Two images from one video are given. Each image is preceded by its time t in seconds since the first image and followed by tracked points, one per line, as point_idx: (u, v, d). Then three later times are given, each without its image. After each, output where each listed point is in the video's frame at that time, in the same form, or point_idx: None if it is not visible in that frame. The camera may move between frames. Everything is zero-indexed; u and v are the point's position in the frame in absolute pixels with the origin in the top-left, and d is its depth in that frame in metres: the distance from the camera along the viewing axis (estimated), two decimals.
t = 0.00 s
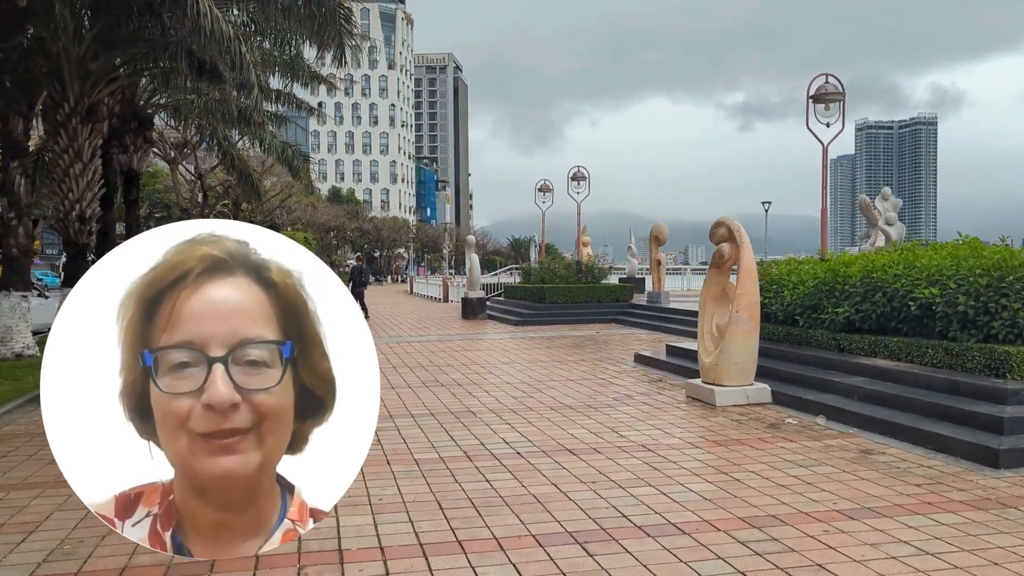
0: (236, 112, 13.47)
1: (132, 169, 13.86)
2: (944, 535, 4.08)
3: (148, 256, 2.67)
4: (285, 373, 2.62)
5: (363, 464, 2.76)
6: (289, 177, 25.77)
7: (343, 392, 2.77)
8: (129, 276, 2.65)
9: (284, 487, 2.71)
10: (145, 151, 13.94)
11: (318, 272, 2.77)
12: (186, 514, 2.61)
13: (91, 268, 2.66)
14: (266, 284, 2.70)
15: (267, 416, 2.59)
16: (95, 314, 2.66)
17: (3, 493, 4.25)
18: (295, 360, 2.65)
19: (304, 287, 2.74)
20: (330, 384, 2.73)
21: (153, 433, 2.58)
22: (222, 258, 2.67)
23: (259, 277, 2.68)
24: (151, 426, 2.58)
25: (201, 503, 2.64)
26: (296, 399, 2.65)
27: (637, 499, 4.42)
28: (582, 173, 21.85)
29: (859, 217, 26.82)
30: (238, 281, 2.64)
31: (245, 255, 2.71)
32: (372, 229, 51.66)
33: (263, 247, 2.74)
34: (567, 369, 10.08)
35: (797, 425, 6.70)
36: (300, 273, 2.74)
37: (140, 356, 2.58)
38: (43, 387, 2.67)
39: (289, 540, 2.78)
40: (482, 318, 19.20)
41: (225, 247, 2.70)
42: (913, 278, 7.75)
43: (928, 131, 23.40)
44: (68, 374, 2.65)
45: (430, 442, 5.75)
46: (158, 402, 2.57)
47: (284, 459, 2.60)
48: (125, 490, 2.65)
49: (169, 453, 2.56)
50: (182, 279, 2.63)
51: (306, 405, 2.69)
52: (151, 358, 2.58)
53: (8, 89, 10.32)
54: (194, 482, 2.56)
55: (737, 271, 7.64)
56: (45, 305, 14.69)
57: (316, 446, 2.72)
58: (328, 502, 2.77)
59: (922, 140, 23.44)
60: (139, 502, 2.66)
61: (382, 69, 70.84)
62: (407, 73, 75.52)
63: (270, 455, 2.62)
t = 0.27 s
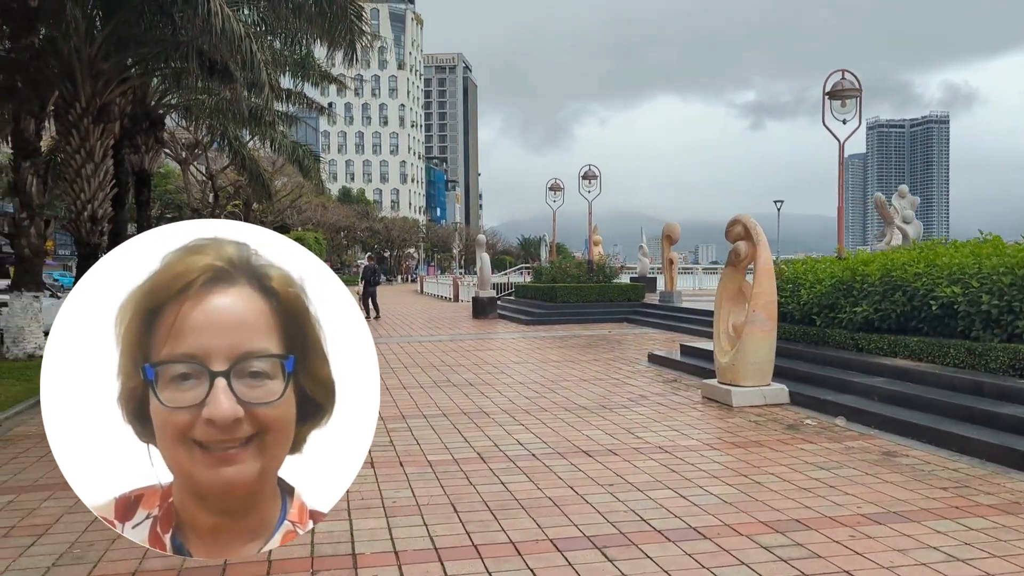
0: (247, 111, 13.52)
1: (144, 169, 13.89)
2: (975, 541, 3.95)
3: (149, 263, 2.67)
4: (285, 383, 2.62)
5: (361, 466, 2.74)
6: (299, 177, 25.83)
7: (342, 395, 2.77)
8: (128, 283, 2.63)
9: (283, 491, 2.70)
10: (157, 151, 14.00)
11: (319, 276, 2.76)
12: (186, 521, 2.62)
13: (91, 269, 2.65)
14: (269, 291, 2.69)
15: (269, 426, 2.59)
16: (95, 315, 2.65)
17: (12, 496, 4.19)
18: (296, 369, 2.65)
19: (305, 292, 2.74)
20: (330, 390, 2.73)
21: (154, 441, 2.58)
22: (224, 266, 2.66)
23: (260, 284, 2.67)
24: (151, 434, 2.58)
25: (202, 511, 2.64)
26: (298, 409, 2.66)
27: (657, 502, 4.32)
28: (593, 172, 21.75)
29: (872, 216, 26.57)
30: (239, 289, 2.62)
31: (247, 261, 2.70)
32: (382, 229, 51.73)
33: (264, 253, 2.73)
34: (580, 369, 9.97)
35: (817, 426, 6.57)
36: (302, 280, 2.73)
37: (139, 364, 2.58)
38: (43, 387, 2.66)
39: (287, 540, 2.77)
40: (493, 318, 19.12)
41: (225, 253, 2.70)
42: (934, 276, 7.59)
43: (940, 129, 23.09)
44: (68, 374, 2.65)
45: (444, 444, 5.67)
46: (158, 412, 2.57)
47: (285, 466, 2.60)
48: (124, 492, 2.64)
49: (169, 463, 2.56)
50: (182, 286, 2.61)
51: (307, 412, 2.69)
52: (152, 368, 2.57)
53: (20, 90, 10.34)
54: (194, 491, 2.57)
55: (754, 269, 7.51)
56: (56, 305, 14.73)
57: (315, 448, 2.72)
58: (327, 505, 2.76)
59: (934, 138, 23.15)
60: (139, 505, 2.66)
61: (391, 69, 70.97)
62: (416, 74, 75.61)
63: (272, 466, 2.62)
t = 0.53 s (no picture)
0: (258, 111, 13.54)
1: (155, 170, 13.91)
2: (1007, 548, 3.82)
3: (146, 258, 2.77)
4: (284, 378, 2.73)
5: (363, 463, 2.86)
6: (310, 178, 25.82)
7: (340, 390, 2.88)
8: (127, 278, 2.73)
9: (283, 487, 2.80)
10: (168, 152, 14.02)
11: (318, 272, 2.89)
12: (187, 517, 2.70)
13: (89, 270, 2.73)
14: (266, 286, 2.81)
15: (268, 421, 2.69)
16: (93, 315, 2.74)
17: (23, 499, 4.14)
18: (295, 362, 2.76)
19: (304, 287, 2.87)
20: (329, 386, 2.85)
21: (153, 437, 2.67)
22: (222, 260, 2.78)
23: (260, 278, 2.80)
24: (151, 430, 2.67)
25: (200, 506, 2.71)
26: (294, 404, 2.75)
27: (677, 508, 4.22)
28: (605, 171, 21.62)
29: (888, 214, 26.26)
30: (237, 283, 2.75)
31: (245, 256, 2.82)
32: (393, 229, 51.71)
33: (264, 250, 2.85)
34: (593, 370, 9.87)
35: (836, 429, 6.44)
36: (300, 274, 2.86)
37: (139, 361, 2.66)
38: (42, 389, 2.73)
39: (287, 540, 2.85)
40: (504, 318, 19.02)
41: (223, 247, 2.82)
42: (957, 276, 7.43)
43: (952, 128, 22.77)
44: (68, 375, 2.72)
45: (457, 446, 5.59)
46: (158, 408, 2.66)
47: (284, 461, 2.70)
48: (124, 490, 2.72)
49: (168, 456, 2.65)
50: (181, 281, 2.72)
51: (305, 406, 2.80)
52: (149, 363, 2.66)
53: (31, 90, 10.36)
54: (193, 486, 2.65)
55: (770, 269, 7.40)
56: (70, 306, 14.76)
57: (315, 446, 2.82)
58: (326, 503, 2.86)
59: (947, 136, 22.79)
60: (138, 502, 2.73)
61: (402, 69, 71.03)
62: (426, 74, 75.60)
63: (271, 460, 2.72)
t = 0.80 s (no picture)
0: (267, 110, 13.60)
1: (165, 170, 13.95)
2: None
3: (148, 252, 2.69)
4: (285, 372, 2.61)
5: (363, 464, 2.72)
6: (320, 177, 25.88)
7: (339, 391, 2.75)
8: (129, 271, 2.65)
9: (280, 488, 2.69)
10: (177, 151, 14.10)
11: (316, 273, 2.77)
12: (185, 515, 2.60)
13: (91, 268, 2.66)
14: (268, 281, 2.70)
15: (269, 415, 2.58)
16: (94, 312, 2.66)
17: (29, 504, 4.11)
18: (296, 357, 2.65)
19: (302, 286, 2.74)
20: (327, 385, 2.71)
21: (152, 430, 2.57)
22: (224, 254, 2.69)
23: (261, 272, 2.70)
24: (151, 424, 2.57)
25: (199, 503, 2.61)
26: (296, 399, 2.63)
27: (695, 514, 4.13)
28: (615, 170, 21.52)
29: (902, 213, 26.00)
30: (238, 277, 2.65)
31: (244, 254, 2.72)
32: (402, 229, 51.79)
33: (263, 246, 2.75)
34: (605, 370, 9.78)
35: (855, 432, 6.32)
36: (299, 274, 2.74)
37: (138, 354, 2.57)
38: (42, 390, 2.64)
39: (286, 542, 2.76)
40: (514, 318, 18.99)
41: (226, 242, 2.73)
42: (977, 276, 7.27)
43: (962, 126, 22.41)
44: (68, 374, 2.63)
45: (469, 449, 5.52)
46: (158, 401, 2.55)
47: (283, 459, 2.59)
48: (121, 491, 2.64)
49: (167, 450, 2.55)
50: (185, 273, 2.64)
51: (305, 403, 2.67)
52: (152, 353, 2.57)
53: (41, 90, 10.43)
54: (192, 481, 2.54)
55: (786, 269, 7.27)
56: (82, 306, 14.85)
57: (315, 447, 2.71)
58: (326, 504, 2.75)
59: (957, 135, 22.51)
60: (136, 504, 2.64)
61: (410, 69, 71.15)
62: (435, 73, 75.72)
63: (272, 455, 2.61)
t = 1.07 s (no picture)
0: (279, 111, 13.64)
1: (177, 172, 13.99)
2: None
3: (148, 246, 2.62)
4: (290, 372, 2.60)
5: (366, 459, 2.76)
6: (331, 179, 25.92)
7: (335, 388, 2.72)
8: (131, 263, 2.58)
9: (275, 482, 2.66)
10: (189, 153, 14.17)
11: (317, 271, 2.73)
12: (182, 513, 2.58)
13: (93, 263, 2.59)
14: (272, 277, 2.66)
15: (274, 415, 2.57)
16: (95, 306, 2.59)
17: (38, 510, 4.10)
18: (301, 356, 2.63)
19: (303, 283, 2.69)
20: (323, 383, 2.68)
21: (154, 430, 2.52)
22: (228, 248, 2.63)
23: (264, 268, 2.65)
24: (153, 423, 2.53)
25: (198, 500, 2.58)
26: (298, 397, 2.62)
27: (714, 521, 4.04)
28: (628, 171, 21.40)
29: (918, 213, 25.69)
30: (243, 273, 2.60)
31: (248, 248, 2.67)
32: (413, 230, 51.80)
33: (266, 243, 2.70)
34: (619, 373, 9.70)
35: (875, 436, 6.19)
36: (302, 269, 2.70)
37: (139, 351, 2.51)
38: (42, 393, 2.58)
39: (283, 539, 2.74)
40: (526, 319, 18.92)
41: (229, 234, 2.68)
42: (999, 277, 7.10)
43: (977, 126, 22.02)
44: (67, 372, 2.57)
45: (483, 454, 5.46)
46: (160, 400, 2.50)
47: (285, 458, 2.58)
48: (118, 488, 2.60)
49: (167, 448, 2.51)
50: (188, 267, 2.57)
51: (305, 402, 2.65)
52: (156, 350, 2.51)
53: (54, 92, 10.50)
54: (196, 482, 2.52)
55: (803, 270, 7.16)
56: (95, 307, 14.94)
57: (313, 442, 2.68)
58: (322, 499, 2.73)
59: (970, 135, 22.24)
60: (130, 500, 2.61)
61: (421, 70, 71.24)
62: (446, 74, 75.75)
63: (274, 453, 2.60)
